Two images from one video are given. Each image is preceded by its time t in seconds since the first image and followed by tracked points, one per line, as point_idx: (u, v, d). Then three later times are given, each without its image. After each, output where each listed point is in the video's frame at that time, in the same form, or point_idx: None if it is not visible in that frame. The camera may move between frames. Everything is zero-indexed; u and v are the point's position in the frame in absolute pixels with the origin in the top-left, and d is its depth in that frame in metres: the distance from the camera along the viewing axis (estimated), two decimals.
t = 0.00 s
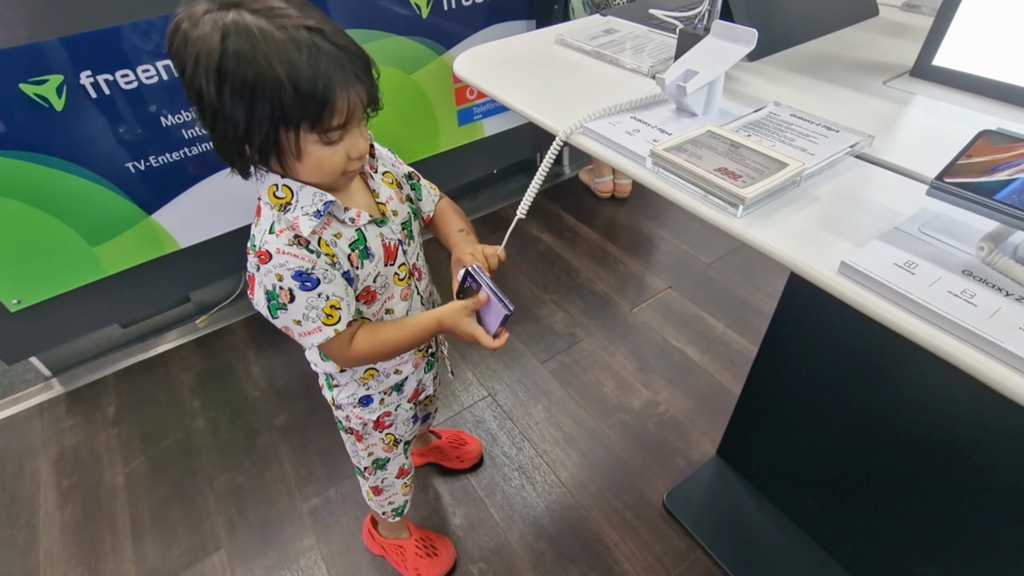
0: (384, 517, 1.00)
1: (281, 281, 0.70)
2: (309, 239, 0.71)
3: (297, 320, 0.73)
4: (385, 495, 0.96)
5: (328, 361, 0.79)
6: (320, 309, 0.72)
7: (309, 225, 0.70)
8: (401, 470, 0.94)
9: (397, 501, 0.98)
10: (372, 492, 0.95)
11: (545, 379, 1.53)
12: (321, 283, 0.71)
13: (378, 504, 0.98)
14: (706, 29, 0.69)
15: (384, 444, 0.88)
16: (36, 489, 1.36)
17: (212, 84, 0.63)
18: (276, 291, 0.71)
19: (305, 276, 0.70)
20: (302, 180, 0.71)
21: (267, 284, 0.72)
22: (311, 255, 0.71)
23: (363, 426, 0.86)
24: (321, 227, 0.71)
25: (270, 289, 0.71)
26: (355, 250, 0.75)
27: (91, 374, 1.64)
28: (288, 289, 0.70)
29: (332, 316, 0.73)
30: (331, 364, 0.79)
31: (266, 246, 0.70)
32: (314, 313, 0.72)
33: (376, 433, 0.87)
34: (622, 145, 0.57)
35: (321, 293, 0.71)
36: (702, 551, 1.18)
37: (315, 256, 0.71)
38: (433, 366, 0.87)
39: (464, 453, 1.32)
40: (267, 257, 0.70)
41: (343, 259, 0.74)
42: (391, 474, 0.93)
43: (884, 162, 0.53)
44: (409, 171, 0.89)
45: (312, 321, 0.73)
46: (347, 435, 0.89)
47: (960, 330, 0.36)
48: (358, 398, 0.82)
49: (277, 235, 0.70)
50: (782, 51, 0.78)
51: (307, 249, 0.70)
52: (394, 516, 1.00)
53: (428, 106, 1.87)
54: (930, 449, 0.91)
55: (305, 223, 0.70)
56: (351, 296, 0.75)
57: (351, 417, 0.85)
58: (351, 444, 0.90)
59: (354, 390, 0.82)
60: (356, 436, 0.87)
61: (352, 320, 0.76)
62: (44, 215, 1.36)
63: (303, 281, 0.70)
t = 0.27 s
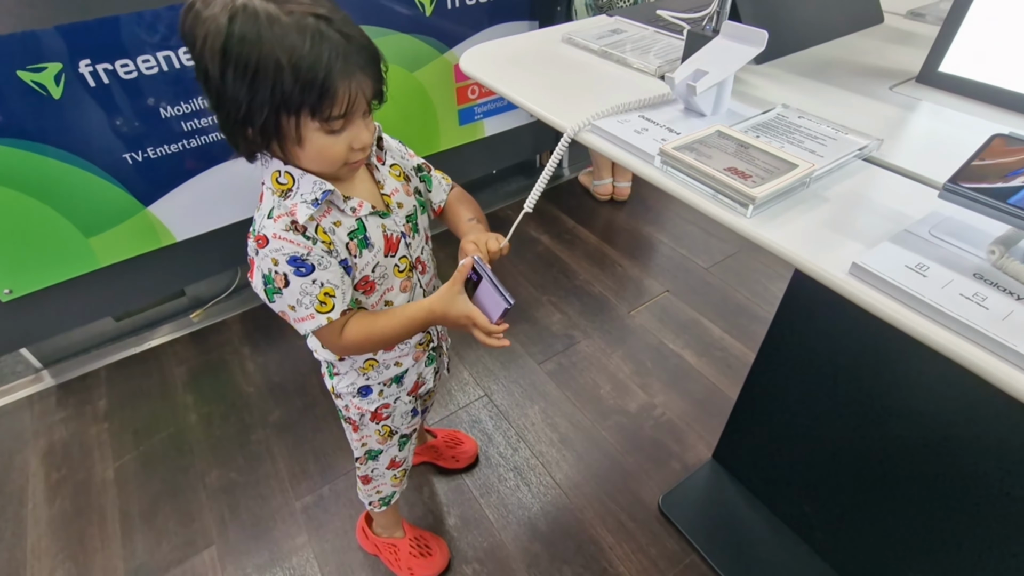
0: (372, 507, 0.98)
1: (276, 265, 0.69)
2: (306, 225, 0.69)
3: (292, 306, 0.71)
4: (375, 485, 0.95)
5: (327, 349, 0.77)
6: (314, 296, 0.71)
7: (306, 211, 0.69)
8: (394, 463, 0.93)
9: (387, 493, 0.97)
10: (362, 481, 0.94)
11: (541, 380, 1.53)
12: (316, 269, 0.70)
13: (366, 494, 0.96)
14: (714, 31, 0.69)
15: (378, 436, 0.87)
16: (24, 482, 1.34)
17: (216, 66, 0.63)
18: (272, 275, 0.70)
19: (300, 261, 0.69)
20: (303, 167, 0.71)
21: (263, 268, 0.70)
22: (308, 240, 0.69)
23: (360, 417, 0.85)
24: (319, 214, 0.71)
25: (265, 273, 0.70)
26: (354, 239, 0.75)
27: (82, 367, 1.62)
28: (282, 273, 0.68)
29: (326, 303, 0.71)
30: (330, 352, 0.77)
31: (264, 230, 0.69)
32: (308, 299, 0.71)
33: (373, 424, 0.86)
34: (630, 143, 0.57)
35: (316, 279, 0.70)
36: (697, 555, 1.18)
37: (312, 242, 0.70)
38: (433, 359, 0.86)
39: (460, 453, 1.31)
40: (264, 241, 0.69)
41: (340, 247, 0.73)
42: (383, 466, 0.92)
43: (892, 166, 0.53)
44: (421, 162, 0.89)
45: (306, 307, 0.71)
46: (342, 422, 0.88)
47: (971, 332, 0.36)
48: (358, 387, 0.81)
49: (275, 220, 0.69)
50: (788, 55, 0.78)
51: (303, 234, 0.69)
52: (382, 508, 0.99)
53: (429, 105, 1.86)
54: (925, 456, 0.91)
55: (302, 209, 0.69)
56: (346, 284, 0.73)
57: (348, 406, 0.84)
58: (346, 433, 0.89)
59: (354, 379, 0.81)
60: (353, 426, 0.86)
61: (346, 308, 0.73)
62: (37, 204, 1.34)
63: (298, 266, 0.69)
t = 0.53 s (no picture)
0: (375, 504, 0.98)
1: (286, 254, 0.68)
2: (316, 214, 0.69)
3: (301, 296, 0.70)
4: (379, 483, 0.95)
5: (336, 343, 0.77)
6: (323, 285, 0.70)
7: (317, 200, 0.69)
8: (399, 461, 0.93)
9: (391, 491, 0.97)
10: (366, 478, 0.94)
11: (543, 380, 1.53)
12: (326, 258, 0.69)
13: (370, 491, 0.96)
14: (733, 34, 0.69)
15: (384, 433, 0.87)
16: (21, 473, 1.33)
17: (227, 55, 0.62)
18: (281, 265, 0.69)
19: (310, 250, 0.68)
20: (314, 158, 0.70)
21: (272, 258, 0.70)
22: (317, 230, 0.69)
23: (367, 414, 0.84)
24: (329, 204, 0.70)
25: (274, 263, 0.69)
26: (364, 229, 0.74)
27: (81, 358, 1.61)
28: (292, 262, 0.68)
29: (335, 293, 0.70)
30: (338, 345, 0.77)
31: (274, 219, 0.69)
32: (318, 288, 0.70)
33: (379, 421, 0.86)
34: (649, 143, 0.56)
35: (325, 269, 0.69)
36: (698, 558, 1.17)
37: (321, 231, 0.69)
38: (441, 357, 0.86)
39: (462, 452, 1.31)
40: (274, 230, 0.68)
41: (350, 237, 0.73)
42: (388, 464, 0.92)
43: (913, 172, 0.53)
44: (432, 154, 0.88)
45: (315, 296, 0.70)
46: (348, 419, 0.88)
47: (1000, 338, 0.36)
48: (366, 384, 0.81)
49: (284, 208, 0.69)
50: (805, 60, 0.78)
51: (313, 223, 0.68)
52: (385, 505, 0.99)
53: (436, 103, 1.86)
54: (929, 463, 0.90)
55: (313, 198, 0.69)
56: (355, 275, 0.72)
57: (355, 402, 0.84)
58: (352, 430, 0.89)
59: (362, 376, 0.81)
60: (359, 423, 0.86)
61: (355, 298, 0.72)
62: (39, 194, 1.33)
63: (307, 256, 0.68)
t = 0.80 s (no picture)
0: (382, 503, 0.97)
1: (301, 250, 0.67)
2: (332, 209, 0.68)
3: (316, 292, 0.69)
4: (387, 481, 0.94)
5: (349, 339, 0.76)
6: (339, 282, 0.69)
7: (334, 196, 0.67)
8: (408, 459, 0.92)
9: (398, 489, 0.96)
10: (374, 477, 0.92)
11: (548, 381, 1.51)
12: (341, 254, 0.68)
13: (377, 489, 0.95)
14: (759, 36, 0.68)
15: (395, 431, 0.86)
16: (18, 466, 1.31)
17: (241, 45, 0.61)
18: (296, 261, 0.68)
19: (325, 247, 0.67)
20: (330, 151, 0.69)
21: (287, 254, 0.68)
22: (333, 225, 0.67)
23: (378, 411, 0.83)
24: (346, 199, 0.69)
25: (289, 258, 0.68)
26: (380, 225, 0.73)
27: (80, 351, 1.59)
28: (308, 259, 0.66)
29: (350, 290, 0.69)
30: (352, 342, 0.76)
31: (289, 214, 0.67)
32: (333, 285, 0.69)
33: (390, 418, 0.84)
34: (678, 142, 0.55)
35: (341, 265, 0.68)
36: (703, 564, 1.16)
37: (337, 227, 0.68)
38: (453, 354, 0.85)
39: (466, 452, 1.29)
40: (289, 225, 0.67)
41: (365, 233, 0.71)
42: (397, 462, 0.91)
43: (945, 176, 0.53)
44: (447, 147, 0.87)
45: (331, 293, 0.69)
46: (359, 417, 0.86)
47: None
48: (379, 380, 0.79)
49: (301, 203, 0.67)
50: (827, 62, 0.77)
51: (330, 219, 0.67)
52: (391, 503, 0.97)
53: (443, 100, 1.85)
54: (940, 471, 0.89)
55: (330, 193, 0.67)
56: (371, 271, 0.71)
57: (367, 400, 0.82)
58: (362, 428, 0.88)
59: (375, 372, 0.79)
60: (370, 421, 0.85)
61: (371, 295, 0.71)
62: (43, 184, 1.32)
63: (323, 252, 0.67)
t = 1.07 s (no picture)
0: (392, 505, 0.95)
1: (318, 251, 0.65)
2: (348, 210, 0.66)
3: (333, 294, 0.68)
4: (398, 483, 0.92)
5: (364, 341, 0.75)
6: (355, 284, 0.67)
7: (350, 196, 0.66)
8: (420, 461, 0.90)
9: (409, 491, 0.94)
10: (385, 479, 0.91)
11: (555, 383, 1.50)
12: (358, 255, 0.66)
13: (387, 491, 0.93)
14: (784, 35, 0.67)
15: (408, 433, 0.85)
16: (18, 466, 1.29)
17: (253, 42, 0.59)
18: (312, 262, 0.66)
19: (342, 247, 0.65)
20: (345, 149, 0.67)
21: (303, 255, 0.67)
22: (350, 226, 0.66)
23: (392, 413, 0.82)
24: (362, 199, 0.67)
25: (305, 260, 0.67)
26: (396, 225, 0.71)
27: (82, 350, 1.57)
28: (324, 261, 0.65)
29: (367, 292, 0.68)
30: (368, 344, 0.75)
31: (305, 215, 0.66)
32: (350, 287, 0.67)
33: (403, 420, 0.83)
34: (708, 140, 0.54)
35: (358, 266, 0.66)
36: (713, 568, 1.15)
37: (354, 227, 0.66)
38: (468, 355, 0.84)
39: (473, 454, 1.28)
40: (305, 226, 0.66)
41: (382, 233, 0.70)
42: (409, 464, 0.89)
43: (980, 176, 0.52)
44: (461, 141, 0.85)
45: (347, 295, 0.68)
46: (371, 419, 0.85)
47: None
48: (393, 382, 0.78)
49: (316, 204, 0.66)
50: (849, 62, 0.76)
51: (346, 220, 0.66)
52: (401, 505, 0.96)
53: (449, 99, 1.83)
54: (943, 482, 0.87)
55: (346, 193, 0.66)
56: (388, 272, 0.70)
57: (380, 401, 0.81)
58: (374, 430, 0.86)
59: (389, 374, 0.78)
60: (382, 423, 0.83)
61: (388, 297, 0.70)
62: (46, 180, 1.30)
63: (340, 253, 0.65)
